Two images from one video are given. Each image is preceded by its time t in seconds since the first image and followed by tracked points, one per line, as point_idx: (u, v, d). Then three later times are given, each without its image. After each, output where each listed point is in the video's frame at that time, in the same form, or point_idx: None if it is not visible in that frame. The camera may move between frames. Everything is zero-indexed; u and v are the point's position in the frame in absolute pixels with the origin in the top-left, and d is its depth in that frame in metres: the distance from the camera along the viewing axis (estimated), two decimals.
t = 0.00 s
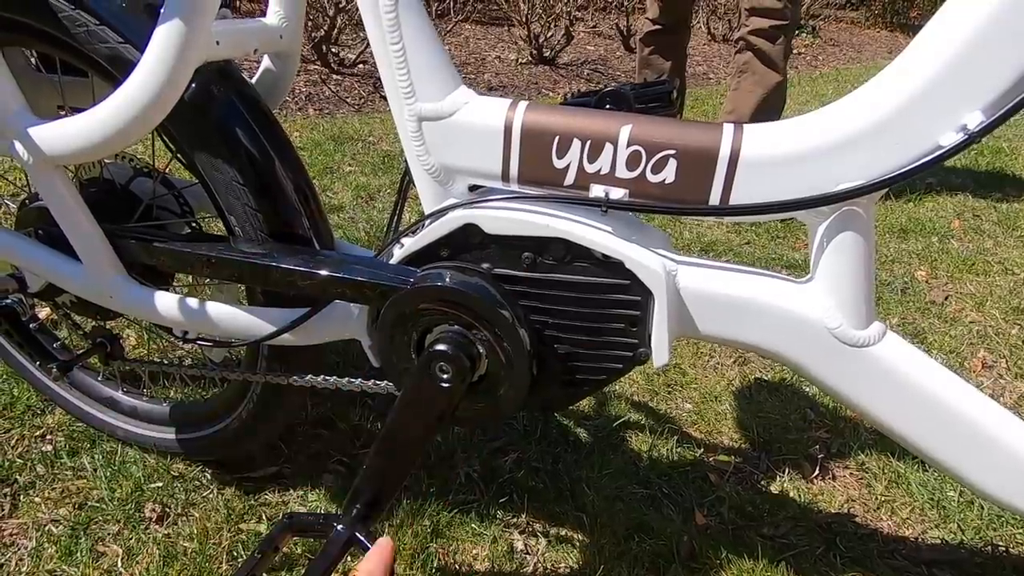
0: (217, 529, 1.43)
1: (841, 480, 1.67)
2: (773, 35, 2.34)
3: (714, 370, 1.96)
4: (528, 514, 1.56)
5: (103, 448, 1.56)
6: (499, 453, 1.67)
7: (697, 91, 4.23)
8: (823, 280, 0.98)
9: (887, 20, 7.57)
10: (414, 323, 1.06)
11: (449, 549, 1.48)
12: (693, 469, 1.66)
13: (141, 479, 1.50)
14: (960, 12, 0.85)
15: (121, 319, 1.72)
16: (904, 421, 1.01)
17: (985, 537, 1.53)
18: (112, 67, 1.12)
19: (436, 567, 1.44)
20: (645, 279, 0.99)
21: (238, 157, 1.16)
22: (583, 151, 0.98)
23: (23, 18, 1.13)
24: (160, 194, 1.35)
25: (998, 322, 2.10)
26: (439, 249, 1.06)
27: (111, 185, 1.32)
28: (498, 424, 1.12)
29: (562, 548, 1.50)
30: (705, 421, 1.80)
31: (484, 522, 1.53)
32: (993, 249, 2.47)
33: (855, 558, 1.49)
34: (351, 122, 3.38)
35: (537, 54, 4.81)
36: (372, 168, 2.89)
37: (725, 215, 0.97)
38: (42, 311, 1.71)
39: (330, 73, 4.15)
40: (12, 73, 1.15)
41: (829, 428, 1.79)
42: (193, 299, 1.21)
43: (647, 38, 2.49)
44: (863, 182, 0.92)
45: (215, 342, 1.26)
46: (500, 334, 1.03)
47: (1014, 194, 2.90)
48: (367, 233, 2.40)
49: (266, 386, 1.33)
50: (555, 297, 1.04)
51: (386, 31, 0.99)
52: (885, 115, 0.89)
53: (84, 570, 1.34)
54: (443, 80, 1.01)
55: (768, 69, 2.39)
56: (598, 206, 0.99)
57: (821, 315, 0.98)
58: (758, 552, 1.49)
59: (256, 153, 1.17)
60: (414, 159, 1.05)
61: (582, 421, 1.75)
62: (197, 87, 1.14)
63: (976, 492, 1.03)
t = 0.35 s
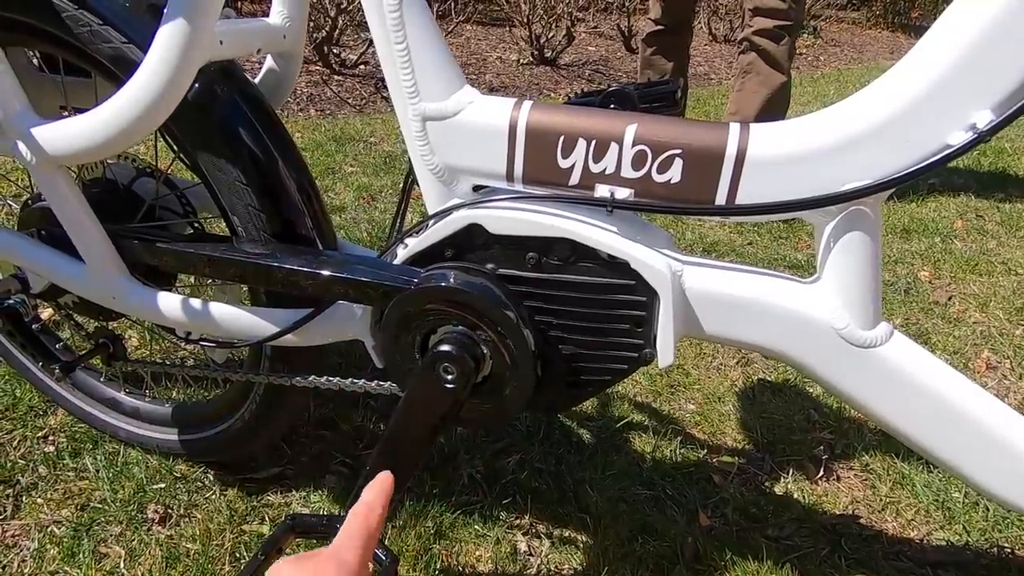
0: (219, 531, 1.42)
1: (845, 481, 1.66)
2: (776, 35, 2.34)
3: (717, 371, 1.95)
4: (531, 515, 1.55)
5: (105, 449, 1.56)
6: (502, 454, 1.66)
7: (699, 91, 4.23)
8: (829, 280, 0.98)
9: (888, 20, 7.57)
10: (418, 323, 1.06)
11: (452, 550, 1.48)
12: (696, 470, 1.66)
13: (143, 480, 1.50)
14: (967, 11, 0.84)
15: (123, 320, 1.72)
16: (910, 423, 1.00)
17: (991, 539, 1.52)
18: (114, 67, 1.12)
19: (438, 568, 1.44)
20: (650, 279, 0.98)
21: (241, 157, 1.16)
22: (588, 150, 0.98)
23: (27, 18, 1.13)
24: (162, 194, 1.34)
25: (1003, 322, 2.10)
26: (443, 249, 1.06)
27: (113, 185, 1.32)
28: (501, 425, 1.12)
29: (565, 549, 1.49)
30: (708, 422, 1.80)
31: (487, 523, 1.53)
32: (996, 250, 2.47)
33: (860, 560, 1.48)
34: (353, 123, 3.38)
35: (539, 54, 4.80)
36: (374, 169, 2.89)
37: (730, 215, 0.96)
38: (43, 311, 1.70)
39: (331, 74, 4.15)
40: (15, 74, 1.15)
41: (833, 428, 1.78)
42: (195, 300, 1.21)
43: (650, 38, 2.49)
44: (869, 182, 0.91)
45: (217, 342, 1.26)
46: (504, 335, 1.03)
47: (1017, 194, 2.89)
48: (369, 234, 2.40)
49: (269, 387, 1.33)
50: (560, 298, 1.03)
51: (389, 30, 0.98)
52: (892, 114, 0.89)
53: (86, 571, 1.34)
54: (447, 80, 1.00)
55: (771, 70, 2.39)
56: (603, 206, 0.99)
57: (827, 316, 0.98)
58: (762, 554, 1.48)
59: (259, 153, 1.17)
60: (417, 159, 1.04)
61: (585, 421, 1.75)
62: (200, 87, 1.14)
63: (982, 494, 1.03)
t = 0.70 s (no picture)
0: (217, 529, 1.42)
1: (843, 480, 1.66)
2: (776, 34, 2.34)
3: (715, 370, 1.95)
4: (529, 514, 1.55)
5: (103, 448, 1.56)
6: (500, 453, 1.67)
7: (698, 90, 4.23)
8: (825, 278, 0.98)
9: (888, 20, 7.56)
10: (414, 322, 1.06)
11: (449, 549, 1.48)
12: (694, 469, 1.66)
13: (141, 479, 1.50)
14: (962, 8, 0.84)
15: (122, 319, 1.71)
16: (906, 421, 1.00)
17: (988, 537, 1.53)
18: (111, 65, 1.12)
19: (436, 567, 1.44)
20: (645, 277, 0.98)
21: (238, 155, 1.16)
22: (583, 148, 0.98)
23: (25, 17, 1.13)
24: (160, 193, 1.35)
25: (1001, 321, 2.10)
26: (439, 248, 1.06)
27: (111, 184, 1.33)
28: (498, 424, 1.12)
29: (563, 548, 1.49)
30: (706, 421, 1.80)
31: (485, 522, 1.53)
32: (994, 248, 2.47)
33: (857, 558, 1.48)
34: (351, 122, 3.38)
35: (538, 54, 4.80)
36: (373, 168, 2.89)
37: (726, 214, 0.96)
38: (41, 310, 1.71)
39: (331, 73, 4.15)
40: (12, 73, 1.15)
41: (830, 427, 1.78)
42: (192, 299, 1.21)
43: (649, 37, 2.49)
44: (865, 179, 0.91)
45: (214, 341, 1.26)
46: (501, 333, 1.03)
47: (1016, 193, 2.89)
48: (368, 233, 2.40)
49: (266, 386, 1.33)
50: (557, 297, 1.03)
51: (385, 29, 0.98)
52: (887, 112, 0.89)
53: (84, 570, 1.34)
54: (443, 78, 1.00)
55: (769, 69, 2.39)
56: (599, 204, 0.99)
57: (823, 314, 0.98)
58: (759, 552, 1.48)
59: (256, 152, 1.17)
60: (413, 157, 1.04)
61: (583, 420, 1.75)
62: (196, 85, 1.14)
63: (978, 492, 1.03)
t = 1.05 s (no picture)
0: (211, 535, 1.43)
1: (839, 481, 1.66)
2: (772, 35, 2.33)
3: (711, 372, 1.95)
4: (524, 517, 1.55)
5: (96, 452, 1.57)
6: (495, 456, 1.66)
7: (695, 90, 4.22)
8: (819, 281, 0.97)
9: (885, 19, 7.56)
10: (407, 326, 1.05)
11: (445, 552, 1.48)
12: (690, 471, 1.66)
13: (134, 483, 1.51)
14: (956, 10, 0.84)
15: (115, 322, 1.71)
16: (902, 424, 1.00)
17: (984, 538, 1.52)
18: (101, 68, 1.11)
19: (431, 571, 1.44)
20: (638, 281, 0.98)
21: (230, 159, 1.16)
22: (576, 151, 0.97)
23: (16, 20, 1.13)
24: (152, 196, 1.35)
25: (997, 321, 2.10)
26: (432, 251, 1.06)
27: (103, 186, 1.33)
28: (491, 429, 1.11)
29: (558, 551, 1.49)
30: (702, 422, 1.80)
31: (480, 525, 1.53)
32: (991, 249, 2.47)
33: (853, 561, 1.48)
34: (347, 123, 3.37)
35: (536, 54, 4.80)
36: (369, 169, 2.88)
37: (720, 218, 0.95)
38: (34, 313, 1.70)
39: (327, 74, 4.14)
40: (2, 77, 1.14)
41: (827, 429, 1.78)
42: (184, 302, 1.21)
43: (645, 38, 2.48)
44: (859, 182, 0.91)
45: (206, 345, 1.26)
46: (493, 337, 1.02)
47: (1012, 193, 2.89)
48: (364, 235, 2.40)
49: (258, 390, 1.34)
50: (550, 300, 1.03)
51: (377, 32, 0.98)
52: (881, 115, 0.88)
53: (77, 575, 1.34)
54: (435, 81, 1.00)
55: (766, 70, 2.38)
56: (592, 207, 0.98)
57: (817, 318, 0.97)
58: (755, 555, 1.48)
59: (248, 156, 1.17)
60: (405, 160, 1.04)
61: (578, 422, 1.75)
62: (187, 88, 1.13)
63: (974, 495, 1.03)
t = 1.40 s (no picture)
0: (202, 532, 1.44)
1: (832, 477, 1.66)
2: (768, 31, 2.33)
3: (706, 368, 1.95)
4: (518, 513, 1.55)
5: (87, 449, 1.58)
6: (489, 451, 1.66)
7: (691, 87, 4.22)
8: (812, 275, 0.97)
9: (880, 17, 7.56)
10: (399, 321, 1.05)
11: (438, 548, 1.48)
12: (684, 467, 1.66)
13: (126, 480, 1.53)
14: None
15: (107, 319, 1.71)
16: (895, 419, 0.99)
17: (977, 533, 1.53)
18: (90, 61, 1.10)
19: (424, 567, 1.44)
20: (632, 276, 0.97)
21: (221, 153, 1.16)
22: (568, 145, 0.96)
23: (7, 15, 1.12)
24: (143, 191, 1.36)
25: (991, 318, 2.10)
26: (425, 246, 1.05)
27: (93, 181, 1.33)
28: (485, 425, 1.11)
29: (552, 547, 1.49)
30: (697, 418, 1.80)
31: (474, 521, 1.52)
32: (985, 245, 2.47)
33: (845, 555, 1.48)
34: (342, 119, 3.36)
35: (532, 51, 4.79)
36: (365, 166, 2.88)
37: (713, 211, 0.95)
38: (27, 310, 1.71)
39: (323, 70, 4.12)
40: None
41: (821, 424, 1.78)
42: (175, 298, 1.20)
43: (641, 34, 2.48)
44: (852, 176, 0.90)
45: (198, 340, 1.25)
46: (486, 332, 1.02)
47: (1007, 190, 2.89)
48: (359, 231, 2.39)
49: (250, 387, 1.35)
50: (543, 295, 1.02)
51: (368, 24, 0.97)
52: (874, 107, 0.88)
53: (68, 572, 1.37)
54: (427, 74, 0.99)
55: (761, 66, 2.38)
56: (585, 202, 0.97)
57: (810, 312, 0.97)
58: (748, 550, 1.48)
59: (239, 150, 1.16)
60: (397, 154, 1.03)
61: (572, 418, 1.75)
62: (177, 81, 1.13)
63: (966, 489, 1.03)
